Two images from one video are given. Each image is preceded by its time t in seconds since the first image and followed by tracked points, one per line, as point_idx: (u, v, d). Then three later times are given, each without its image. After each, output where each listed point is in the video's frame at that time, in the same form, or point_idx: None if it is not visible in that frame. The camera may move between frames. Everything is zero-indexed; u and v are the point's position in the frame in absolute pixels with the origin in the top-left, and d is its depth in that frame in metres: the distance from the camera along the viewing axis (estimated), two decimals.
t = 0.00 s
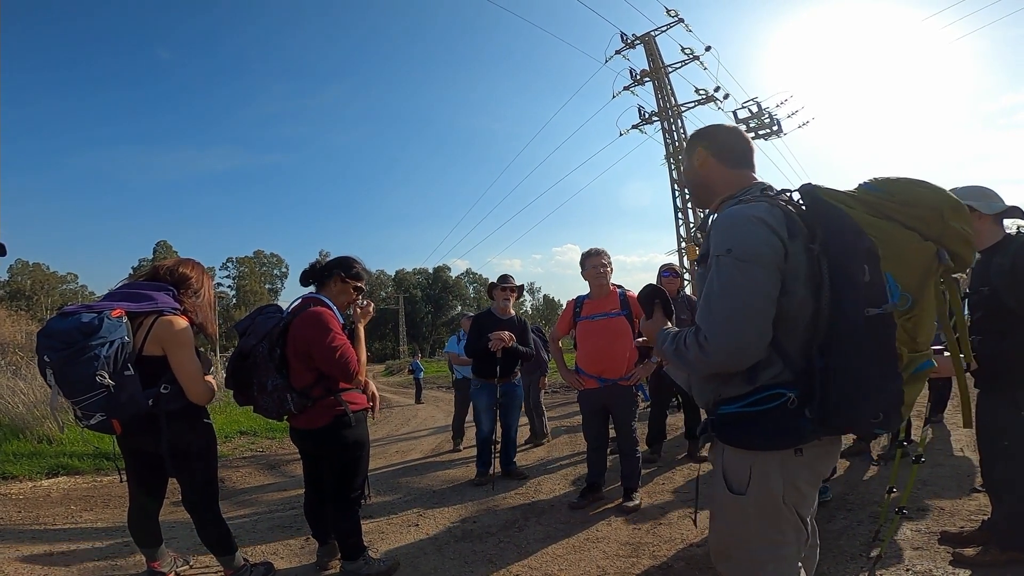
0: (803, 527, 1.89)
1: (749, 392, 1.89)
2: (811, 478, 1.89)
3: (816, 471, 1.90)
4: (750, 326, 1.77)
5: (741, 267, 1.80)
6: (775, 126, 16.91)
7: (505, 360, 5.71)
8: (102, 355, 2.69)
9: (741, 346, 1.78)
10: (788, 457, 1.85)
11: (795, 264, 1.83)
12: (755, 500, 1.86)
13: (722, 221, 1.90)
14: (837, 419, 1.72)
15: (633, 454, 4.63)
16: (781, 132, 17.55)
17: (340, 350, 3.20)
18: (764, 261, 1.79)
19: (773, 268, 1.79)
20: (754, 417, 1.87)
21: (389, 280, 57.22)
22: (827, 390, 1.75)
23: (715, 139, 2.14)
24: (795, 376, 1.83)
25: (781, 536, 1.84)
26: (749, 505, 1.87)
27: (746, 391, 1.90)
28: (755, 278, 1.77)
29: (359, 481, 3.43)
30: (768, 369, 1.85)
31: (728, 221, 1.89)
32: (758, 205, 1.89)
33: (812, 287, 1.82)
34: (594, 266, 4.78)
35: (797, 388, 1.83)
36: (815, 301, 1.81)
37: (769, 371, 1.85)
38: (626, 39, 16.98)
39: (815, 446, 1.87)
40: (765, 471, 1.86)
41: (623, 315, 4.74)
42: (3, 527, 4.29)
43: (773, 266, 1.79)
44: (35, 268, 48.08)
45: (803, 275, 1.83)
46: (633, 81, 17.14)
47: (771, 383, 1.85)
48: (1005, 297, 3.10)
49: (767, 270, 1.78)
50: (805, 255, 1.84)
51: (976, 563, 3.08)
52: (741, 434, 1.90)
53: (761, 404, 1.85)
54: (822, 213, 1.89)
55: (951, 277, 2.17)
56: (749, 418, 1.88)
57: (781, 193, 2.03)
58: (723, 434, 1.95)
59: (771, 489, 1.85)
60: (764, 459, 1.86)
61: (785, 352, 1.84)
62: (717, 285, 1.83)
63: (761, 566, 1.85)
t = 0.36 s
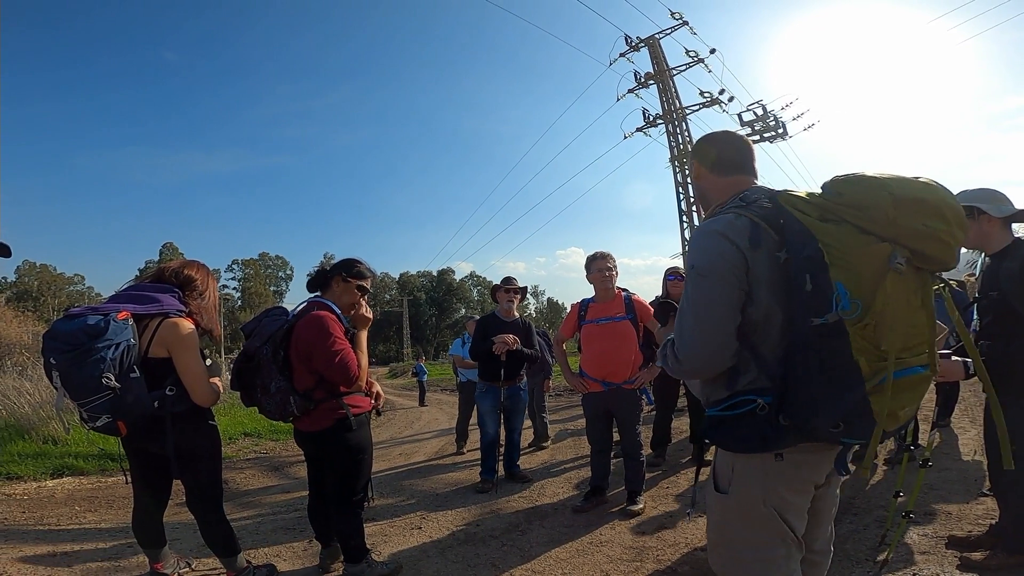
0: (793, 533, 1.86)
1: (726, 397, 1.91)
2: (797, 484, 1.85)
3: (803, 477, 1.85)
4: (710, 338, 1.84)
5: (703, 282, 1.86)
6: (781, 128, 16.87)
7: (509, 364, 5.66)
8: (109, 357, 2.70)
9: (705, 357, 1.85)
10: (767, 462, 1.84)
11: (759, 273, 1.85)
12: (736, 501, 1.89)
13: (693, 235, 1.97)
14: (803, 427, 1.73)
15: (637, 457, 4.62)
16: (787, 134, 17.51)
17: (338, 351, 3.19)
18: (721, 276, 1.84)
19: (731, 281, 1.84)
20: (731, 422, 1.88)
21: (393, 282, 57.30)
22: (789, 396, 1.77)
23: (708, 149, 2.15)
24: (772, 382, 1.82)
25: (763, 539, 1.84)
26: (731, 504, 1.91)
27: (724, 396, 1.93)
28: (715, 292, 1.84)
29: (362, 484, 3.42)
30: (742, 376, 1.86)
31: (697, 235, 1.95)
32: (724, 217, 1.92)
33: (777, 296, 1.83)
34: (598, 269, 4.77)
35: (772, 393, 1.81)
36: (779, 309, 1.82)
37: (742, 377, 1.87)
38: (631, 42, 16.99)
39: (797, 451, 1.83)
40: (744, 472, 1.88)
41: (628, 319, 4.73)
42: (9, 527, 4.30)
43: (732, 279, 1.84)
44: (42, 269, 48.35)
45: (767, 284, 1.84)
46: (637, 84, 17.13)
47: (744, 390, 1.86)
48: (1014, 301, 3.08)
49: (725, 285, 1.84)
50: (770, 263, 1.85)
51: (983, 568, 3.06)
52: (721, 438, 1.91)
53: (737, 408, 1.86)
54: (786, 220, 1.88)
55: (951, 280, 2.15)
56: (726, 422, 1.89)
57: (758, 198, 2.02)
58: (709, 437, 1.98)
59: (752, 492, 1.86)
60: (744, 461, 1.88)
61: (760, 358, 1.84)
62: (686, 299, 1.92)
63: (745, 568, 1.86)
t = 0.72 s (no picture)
0: (789, 529, 1.85)
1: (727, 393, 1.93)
2: (795, 481, 1.83)
3: (802, 474, 1.83)
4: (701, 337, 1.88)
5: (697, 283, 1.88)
6: (787, 128, 16.80)
7: (514, 363, 5.66)
8: (119, 355, 2.71)
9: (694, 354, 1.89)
10: (764, 456, 1.84)
11: (756, 279, 1.85)
12: (733, 493, 1.90)
13: (698, 237, 1.98)
14: (795, 421, 1.75)
15: (641, 457, 4.61)
16: (792, 134, 17.45)
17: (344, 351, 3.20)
18: (716, 278, 1.86)
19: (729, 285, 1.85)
20: (731, 418, 1.88)
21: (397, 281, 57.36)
22: (785, 392, 1.78)
23: (726, 152, 2.14)
24: (769, 380, 1.83)
25: (757, 532, 1.85)
26: (728, 496, 1.92)
27: (726, 392, 1.94)
28: (709, 294, 1.86)
29: (367, 482, 3.43)
30: (741, 373, 1.89)
31: (700, 237, 1.96)
32: (728, 221, 1.92)
33: (772, 301, 1.82)
34: (605, 269, 4.76)
35: (769, 391, 1.82)
36: (774, 315, 1.81)
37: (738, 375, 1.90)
38: (637, 41, 16.94)
39: (795, 448, 1.82)
40: (742, 466, 1.89)
41: (634, 319, 4.72)
42: (15, 524, 4.33)
43: (727, 282, 1.86)
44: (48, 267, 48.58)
45: (766, 289, 1.83)
46: (643, 83, 17.09)
47: (743, 387, 1.87)
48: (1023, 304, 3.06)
49: (720, 286, 1.86)
50: (769, 268, 1.84)
51: (989, 570, 3.05)
52: (722, 434, 1.92)
53: (736, 405, 1.87)
54: (785, 223, 1.87)
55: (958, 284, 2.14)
56: (727, 418, 1.90)
57: (762, 203, 2.01)
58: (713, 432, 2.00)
59: (748, 485, 1.87)
60: (743, 455, 1.89)
61: (761, 357, 1.85)
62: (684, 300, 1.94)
63: (739, 559, 1.88)
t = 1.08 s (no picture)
0: (776, 523, 1.86)
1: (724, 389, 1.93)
2: (785, 475, 1.84)
3: (791, 469, 1.84)
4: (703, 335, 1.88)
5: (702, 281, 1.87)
6: (783, 129, 16.84)
7: (510, 362, 5.66)
8: (115, 352, 2.69)
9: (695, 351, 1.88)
10: (755, 450, 1.85)
11: (759, 282, 1.85)
12: (724, 484, 1.91)
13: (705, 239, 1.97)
14: (787, 417, 1.76)
15: (636, 456, 4.62)
16: (789, 134, 17.48)
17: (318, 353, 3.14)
18: (723, 277, 1.86)
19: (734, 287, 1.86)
20: (727, 412, 1.89)
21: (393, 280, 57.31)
22: (777, 390, 1.79)
23: (731, 159, 2.14)
24: (764, 378, 1.85)
25: (745, 524, 1.86)
26: (719, 488, 1.92)
27: (723, 388, 1.95)
28: (714, 292, 1.86)
29: (362, 481, 3.42)
30: (739, 370, 1.90)
31: (707, 239, 1.96)
32: (734, 223, 1.91)
33: (773, 304, 1.82)
34: (601, 268, 4.77)
35: (764, 388, 1.83)
36: (774, 317, 1.82)
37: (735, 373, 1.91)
38: (634, 41, 16.96)
39: (786, 443, 1.82)
40: (734, 458, 1.89)
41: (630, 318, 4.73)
42: (7, 523, 4.30)
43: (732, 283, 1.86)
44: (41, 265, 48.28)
45: (768, 292, 1.84)
46: (640, 84, 17.11)
47: (740, 383, 1.88)
48: (1018, 305, 3.08)
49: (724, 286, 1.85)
50: (772, 273, 1.84)
51: (982, 570, 3.07)
52: (717, 428, 1.93)
53: (731, 400, 1.88)
54: (789, 230, 1.87)
55: (947, 293, 2.12)
56: (721, 413, 1.91)
57: (768, 208, 2.02)
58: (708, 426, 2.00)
59: (739, 478, 1.87)
60: (736, 447, 1.89)
61: (760, 357, 1.86)
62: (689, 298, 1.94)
63: (726, 549, 1.89)
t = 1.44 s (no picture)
0: (771, 518, 1.86)
1: (724, 384, 1.94)
2: (781, 471, 1.85)
3: (788, 465, 1.85)
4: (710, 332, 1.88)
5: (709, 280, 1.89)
6: (780, 129, 16.86)
7: (506, 362, 5.66)
8: (112, 351, 2.68)
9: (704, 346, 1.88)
10: (753, 445, 1.86)
11: (761, 281, 1.86)
12: (720, 479, 1.92)
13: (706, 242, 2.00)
14: (783, 413, 1.77)
15: (632, 456, 4.62)
16: (785, 135, 17.51)
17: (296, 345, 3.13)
18: (737, 274, 1.85)
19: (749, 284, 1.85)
20: (726, 409, 1.90)
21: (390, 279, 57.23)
22: (775, 386, 1.81)
23: (727, 167, 2.15)
24: (763, 375, 1.86)
25: (741, 519, 1.87)
26: (717, 483, 1.93)
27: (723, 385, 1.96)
28: (722, 291, 1.86)
29: (356, 480, 3.41)
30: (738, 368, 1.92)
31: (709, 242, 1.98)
32: (734, 226, 1.94)
33: (774, 302, 1.84)
34: (598, 268, 4.77)
35: (762, 385, 1.84)
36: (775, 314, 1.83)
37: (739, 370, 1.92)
38: (632, 41, 16.96)
39: (785, 439, 1.83)
40: (732, 453, 1.90)
41: (627, 318, 4.74)
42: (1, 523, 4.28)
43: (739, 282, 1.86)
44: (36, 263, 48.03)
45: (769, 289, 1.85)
46: (637, 84, 17.11)
47: (739, 379, 1.90)
48: (1012, 305, 3.09)
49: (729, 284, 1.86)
50: (771, 272, 1.85)
51: (975, 569, 3.08)
52: (716, 423, 1.94)
53: (730, 396, 1.89)
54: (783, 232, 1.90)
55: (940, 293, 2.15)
56: (721, 409, 1.92)
57: (765, 210, 2.03)
58: (708, 421, 2.01)
59: (736, 473, 1.88)
60: (733, 443, 1.90)
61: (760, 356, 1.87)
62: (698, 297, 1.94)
63: (721, 544, 1.90)
